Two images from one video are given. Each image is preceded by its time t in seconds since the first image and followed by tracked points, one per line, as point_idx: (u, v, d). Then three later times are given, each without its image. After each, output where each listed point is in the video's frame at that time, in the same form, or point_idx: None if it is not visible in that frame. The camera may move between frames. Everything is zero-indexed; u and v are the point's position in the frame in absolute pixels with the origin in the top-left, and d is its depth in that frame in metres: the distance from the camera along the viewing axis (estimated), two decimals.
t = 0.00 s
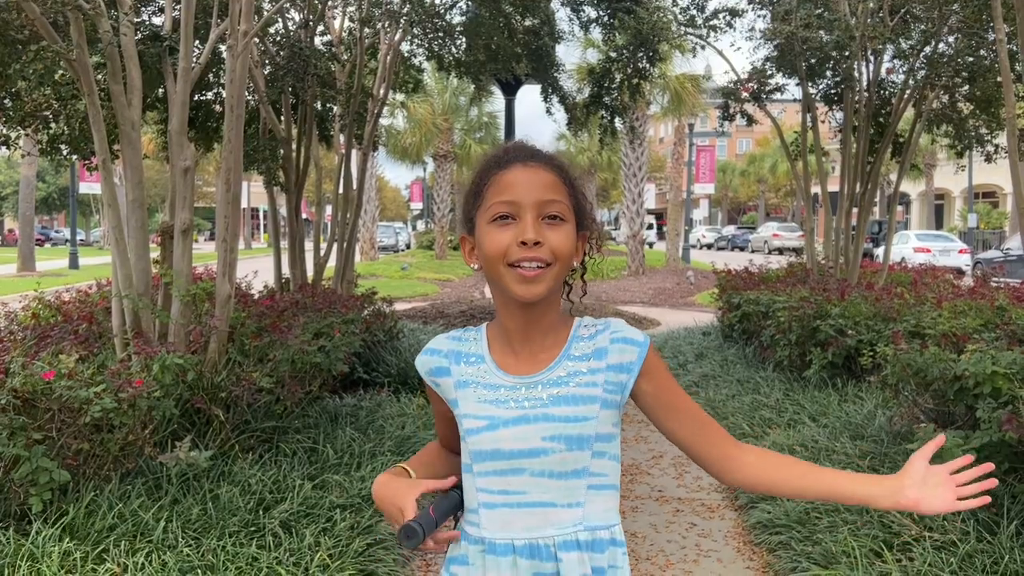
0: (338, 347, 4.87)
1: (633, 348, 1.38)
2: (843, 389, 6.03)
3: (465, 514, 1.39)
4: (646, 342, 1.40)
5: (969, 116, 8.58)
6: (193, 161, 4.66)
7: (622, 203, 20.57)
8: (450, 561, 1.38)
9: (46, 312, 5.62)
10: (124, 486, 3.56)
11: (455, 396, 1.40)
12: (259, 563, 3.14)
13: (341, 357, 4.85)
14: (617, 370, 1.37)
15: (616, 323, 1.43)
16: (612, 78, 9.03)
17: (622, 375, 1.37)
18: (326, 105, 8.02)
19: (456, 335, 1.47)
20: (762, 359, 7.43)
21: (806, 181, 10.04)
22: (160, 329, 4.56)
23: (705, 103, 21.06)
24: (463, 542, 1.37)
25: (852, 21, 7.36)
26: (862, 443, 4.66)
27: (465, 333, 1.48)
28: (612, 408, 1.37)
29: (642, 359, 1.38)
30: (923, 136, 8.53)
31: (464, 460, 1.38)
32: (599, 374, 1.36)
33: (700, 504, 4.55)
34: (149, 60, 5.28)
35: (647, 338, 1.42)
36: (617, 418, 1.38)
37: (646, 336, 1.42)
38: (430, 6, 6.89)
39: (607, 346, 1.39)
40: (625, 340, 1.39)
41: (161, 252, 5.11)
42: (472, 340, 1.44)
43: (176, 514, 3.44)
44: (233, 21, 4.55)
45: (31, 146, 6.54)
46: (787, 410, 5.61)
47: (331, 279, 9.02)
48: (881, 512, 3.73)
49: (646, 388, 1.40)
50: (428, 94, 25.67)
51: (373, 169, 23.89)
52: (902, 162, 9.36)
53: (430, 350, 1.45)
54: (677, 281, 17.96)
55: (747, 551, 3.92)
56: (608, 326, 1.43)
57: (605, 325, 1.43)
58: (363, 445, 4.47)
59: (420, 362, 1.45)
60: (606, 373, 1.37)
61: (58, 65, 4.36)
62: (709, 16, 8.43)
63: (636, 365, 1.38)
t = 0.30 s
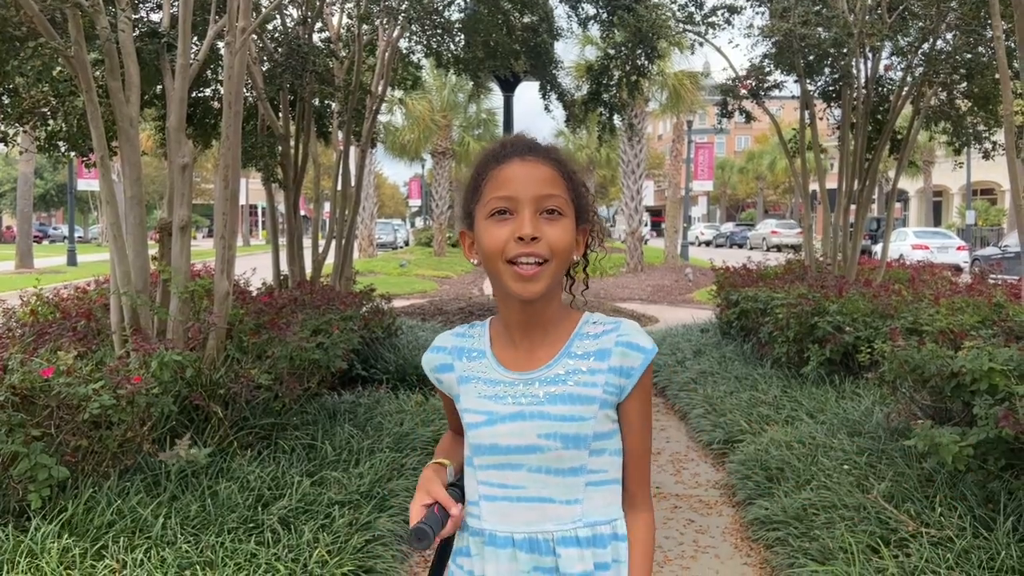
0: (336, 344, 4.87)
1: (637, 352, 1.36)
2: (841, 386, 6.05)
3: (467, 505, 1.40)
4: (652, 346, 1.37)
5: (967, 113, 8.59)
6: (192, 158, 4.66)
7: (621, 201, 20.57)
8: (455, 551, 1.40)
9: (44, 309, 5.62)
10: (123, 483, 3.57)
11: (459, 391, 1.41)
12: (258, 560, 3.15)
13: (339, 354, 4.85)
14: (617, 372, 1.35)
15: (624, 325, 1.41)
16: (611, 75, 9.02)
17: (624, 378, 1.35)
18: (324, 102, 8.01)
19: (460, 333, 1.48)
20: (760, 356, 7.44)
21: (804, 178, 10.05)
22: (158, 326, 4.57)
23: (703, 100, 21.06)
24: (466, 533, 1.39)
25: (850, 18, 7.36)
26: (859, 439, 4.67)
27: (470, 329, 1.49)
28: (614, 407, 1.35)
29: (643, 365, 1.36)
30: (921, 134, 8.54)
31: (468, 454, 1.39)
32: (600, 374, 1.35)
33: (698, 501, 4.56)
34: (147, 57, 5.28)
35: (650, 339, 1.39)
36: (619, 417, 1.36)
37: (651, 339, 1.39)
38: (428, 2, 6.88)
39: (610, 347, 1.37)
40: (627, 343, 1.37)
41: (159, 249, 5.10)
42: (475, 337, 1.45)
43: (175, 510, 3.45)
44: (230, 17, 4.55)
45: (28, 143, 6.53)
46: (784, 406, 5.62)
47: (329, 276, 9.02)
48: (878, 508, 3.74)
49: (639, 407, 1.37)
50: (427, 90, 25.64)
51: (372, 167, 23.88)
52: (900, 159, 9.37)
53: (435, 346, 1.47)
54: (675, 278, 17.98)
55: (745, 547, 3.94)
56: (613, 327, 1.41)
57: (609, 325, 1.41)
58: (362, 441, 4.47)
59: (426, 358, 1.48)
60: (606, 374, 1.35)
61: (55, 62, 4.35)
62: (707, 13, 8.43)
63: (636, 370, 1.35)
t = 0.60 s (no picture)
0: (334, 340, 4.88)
1: (668, 344, 1.32)
2: (838, 382, 6.06)
3: (498, 484, 1.39)
4: (683, 339, 1.32)
5: (964, 109, 8.59)
6: (189, 154, 4.65)
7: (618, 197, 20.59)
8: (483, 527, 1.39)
9: (42, 306, 5.63)
10: (122, 478, 3.57)
11: (495, 372, 1.39)
12: (256, 555, 3.15)
13: (337, 350, 4.86)
14: (648, 362, 1.31)
15: (660, 316, 1.36)
16: (609, 71, 9.01)
17: (653, 369, 1.31)
18: (322, 98, 8.01)
19: (500, 315, 1.46)
20: (758, 353, 7.46)
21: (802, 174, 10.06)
22: (156, 322, 4.57)
23: (701, 97, 21.07)
24: (496, 510, 1.38)
25: (848, 14, 7.37)
26: (856, 435, 4.68)
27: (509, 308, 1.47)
28: (644, 396, 1.31)
29: (672, 357, 1.31)
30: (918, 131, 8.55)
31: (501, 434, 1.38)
32: (631, 362, 1.31)
33: (695, 496, 4.58)
34: (144, 53, 5.28)
35: (685, 331, 1.34)
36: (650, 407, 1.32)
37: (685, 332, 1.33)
38: None
39: (643, 338, 1.32)
40: (659, 334, 1.32)
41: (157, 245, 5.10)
42: (515, 320, 1.42)
43: (174, 505, 3.45)
44: (228, 13, 4.54)
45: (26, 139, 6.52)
46: (782, 402, 5.63)
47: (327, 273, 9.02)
48: (875, 503, 3.76)
49: (669, 404, 1.32)
50: (424, 87, 25.63)
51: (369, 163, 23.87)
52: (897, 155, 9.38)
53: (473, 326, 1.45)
54: (673, 274, 18.00)
55: (742, 543, 3.95)
56: (649, 318, 1.36)
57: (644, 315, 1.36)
58: (360, 437, 4.48)
59: (466, 339, 1.45)
60: (639, 365, 1.31)
61: (52, 58, 4.35)
62: (705, 10, 8.44)
63: (665, 361, 1.31)
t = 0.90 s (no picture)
0: (332, 335, 4.88)
1: (731, 342, 1.35)
2: (833, 377, 6.09)
3: (557, 478, 1.37)
4: (745, 337, 1.36)
5: (959, 106, 8.61)
6: (186, 150, 4.64)
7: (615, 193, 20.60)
8: (542, 521, 1.37)
9: (39, 301, 5.62)
10: (119, 474, 3.58)
11: (554, 367, 1.37)
12: (254, 550, 3.16)
13: (334, 345, 4.87)
14: (712, 359, 1.34)
15: (720, 314, 1.39)
16: (605, 67, 9.01)
17: (716, 367, 1.34)
18: (319, 94, 8.00)
19: (553, 307, 1.44)
20: (754, 348, 7.47)
21: (798, 171, 10.08)
22: (154, 317, 4.57)
23: (697, 94, 21.08)
24: (556, 504, 1.36)
25: (844, 10, 7.39)
26: (852, 430, 4.70)
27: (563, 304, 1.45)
28: (707, 393, 1.34)
29: (736, 354, 1.35)
30: (914, 127, 8.58)
31: (562, 430, 1.36)
32: (697, 360, 1.33)
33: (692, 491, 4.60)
34: (141, 48, 5.28)
35: (744, 330, 1.38)
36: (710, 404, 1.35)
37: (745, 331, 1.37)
38: None
39: (707, 335, 1.35)
40: (722, 332, 1.35)
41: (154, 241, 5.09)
42: (572, 311, 1.41)
43: (171, 500, 3.46)
44: (225, 9, 4.53)
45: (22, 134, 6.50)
46: (778, 398, 5.65)
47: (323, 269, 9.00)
48: (870, 497, 3.78)
49: (726, 400, 1.35)
50: (421, 83, 25.60)
51: (366, 160, 23.85)
52: (893, 151, 9.41)
53: (527, 324, 1.42)
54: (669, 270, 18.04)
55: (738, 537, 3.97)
56: (710, 315, 1.39)
57: (705, 313, 1.39)
58: (358, 433, 4.48)
59: (519, 333, 1.42)
60: (704, 362, 1.33)
61: (49, 53, 4.34)
62: (701, 6, 8.45)
63: (728, 360, 1.34)
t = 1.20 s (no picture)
0: (328, 331, 4.88)
1: (738, 342, 1.40)
2: (828, 373, 6.10)
3: (565, 476, 1.36)
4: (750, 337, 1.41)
5: (955, 102, 8.62)
6: (182, 145, 4.63)
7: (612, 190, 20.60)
8: (548, 519, 1.36)
9: (34, 297, 5.61)
10: (115, 469, 3.57)
11: (567, 365, 1.35)
12: (251, 544, 3.17)
13: (331, 341, 4.86)
14: (721, 360, 1.38)
15: (727, 314, 1.43)
16: (601, 64, 8.99)
17: (724, 366, 1.38)
18: (314, 89, 7.98)
19: (560, 301, 1.41)
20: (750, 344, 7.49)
21: (794, 167, 10.10)
22: (150, 313, 4.57)
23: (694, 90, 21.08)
24: (564, 502, 1.35)
25: (840, 7, 7.40)
26: (847, 425, 4.71)
27: (568, 298, 1.42)
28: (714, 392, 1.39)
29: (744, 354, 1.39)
30: (909, 123, 8.59)
31: (573, 429, 1.35)
32: (708, 360, 1.37)
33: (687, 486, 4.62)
34: (136, 43, 5.26)
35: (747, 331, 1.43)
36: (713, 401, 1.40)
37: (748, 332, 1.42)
38: None
39: (717, 335, 1.39)
40: (731, 333, 1.40)
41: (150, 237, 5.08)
42: (582, 308, 1.39)
43: (168, 495, 3.46)
44: (221, 4, 4.52)
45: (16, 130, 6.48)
46: (773, 393, 5.67)
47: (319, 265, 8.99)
48: (864, 492, 3.79)
49: (726, 399, 1.41)
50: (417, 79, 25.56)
51: (362, 156, 23.81)
52: (888, 148, 9.42)
53: (534, 318, 1.38)
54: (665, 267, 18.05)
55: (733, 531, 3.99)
56: (717, 314, 1.42)
57: (712, 311, 1.42)
58: (354, 428, 4.48)
59: (528, 328, 1.38)
60: (713, 362, 1.37)
61: (44, 48, 4.33)
62: (697, 3, 8.45)
63: (735, 359, 1.39)
